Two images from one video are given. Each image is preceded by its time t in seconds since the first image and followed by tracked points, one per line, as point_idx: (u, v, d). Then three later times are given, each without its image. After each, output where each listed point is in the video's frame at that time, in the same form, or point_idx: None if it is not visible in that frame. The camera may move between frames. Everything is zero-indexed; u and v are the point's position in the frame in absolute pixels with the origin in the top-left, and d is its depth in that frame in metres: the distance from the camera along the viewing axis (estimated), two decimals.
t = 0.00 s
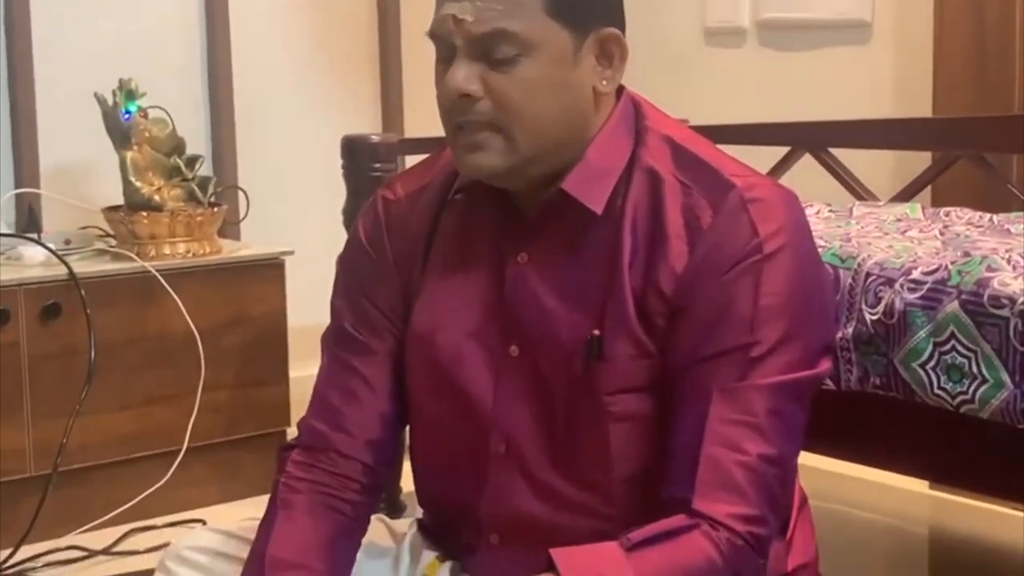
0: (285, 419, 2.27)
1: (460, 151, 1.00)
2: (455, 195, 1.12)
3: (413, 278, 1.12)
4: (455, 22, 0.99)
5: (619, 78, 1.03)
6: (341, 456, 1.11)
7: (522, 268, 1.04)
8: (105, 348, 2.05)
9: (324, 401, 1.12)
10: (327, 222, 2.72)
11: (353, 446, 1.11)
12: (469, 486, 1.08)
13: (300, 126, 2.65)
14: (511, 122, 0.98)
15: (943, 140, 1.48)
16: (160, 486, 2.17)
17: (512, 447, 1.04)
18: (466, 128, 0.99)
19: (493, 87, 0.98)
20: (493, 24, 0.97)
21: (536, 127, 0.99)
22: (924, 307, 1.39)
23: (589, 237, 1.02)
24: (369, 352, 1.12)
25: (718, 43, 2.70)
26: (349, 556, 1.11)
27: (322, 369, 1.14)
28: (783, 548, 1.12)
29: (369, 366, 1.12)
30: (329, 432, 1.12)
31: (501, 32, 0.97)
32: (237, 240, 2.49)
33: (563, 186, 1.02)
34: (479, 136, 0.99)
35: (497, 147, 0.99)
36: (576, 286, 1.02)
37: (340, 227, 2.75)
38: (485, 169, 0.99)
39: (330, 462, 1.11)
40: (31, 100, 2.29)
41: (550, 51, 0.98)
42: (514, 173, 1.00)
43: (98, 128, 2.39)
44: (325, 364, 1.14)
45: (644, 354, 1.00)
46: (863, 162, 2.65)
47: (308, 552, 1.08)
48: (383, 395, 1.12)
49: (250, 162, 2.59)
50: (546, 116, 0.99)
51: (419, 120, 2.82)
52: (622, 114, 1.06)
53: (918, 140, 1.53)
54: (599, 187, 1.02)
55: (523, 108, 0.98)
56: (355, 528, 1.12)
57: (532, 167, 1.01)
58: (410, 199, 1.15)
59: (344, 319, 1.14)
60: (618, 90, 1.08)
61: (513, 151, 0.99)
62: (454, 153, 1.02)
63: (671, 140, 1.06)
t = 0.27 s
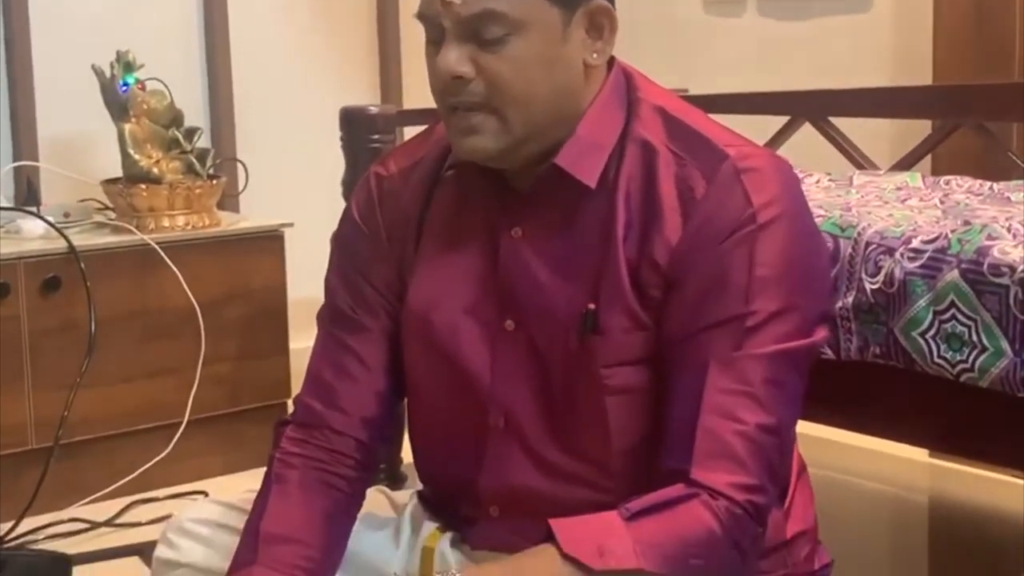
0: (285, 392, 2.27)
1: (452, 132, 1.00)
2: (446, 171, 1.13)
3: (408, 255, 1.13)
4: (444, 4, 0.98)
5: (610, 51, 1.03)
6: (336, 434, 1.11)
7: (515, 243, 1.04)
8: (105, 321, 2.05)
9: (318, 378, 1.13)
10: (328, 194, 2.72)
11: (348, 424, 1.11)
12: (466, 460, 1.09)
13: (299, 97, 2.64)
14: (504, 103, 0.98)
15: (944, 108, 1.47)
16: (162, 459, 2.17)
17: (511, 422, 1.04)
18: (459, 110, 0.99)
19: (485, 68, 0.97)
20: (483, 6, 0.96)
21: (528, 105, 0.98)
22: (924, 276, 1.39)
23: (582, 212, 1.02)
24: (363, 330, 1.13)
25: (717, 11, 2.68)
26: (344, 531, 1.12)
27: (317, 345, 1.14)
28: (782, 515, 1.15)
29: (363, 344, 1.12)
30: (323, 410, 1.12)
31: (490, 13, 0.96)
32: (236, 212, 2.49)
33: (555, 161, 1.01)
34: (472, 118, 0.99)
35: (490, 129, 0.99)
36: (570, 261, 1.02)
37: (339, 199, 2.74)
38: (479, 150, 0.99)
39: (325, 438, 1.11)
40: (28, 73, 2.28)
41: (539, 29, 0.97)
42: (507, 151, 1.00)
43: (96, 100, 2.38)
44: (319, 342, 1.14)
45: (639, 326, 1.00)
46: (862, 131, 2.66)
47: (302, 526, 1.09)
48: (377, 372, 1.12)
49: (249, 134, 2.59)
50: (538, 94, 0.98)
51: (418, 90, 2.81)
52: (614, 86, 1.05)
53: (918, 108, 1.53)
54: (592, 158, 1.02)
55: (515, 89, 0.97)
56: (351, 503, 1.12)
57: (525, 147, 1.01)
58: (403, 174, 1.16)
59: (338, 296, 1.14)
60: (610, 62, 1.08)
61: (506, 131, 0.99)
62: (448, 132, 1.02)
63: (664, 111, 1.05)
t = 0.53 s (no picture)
0: (286, 365, 2.27)
1: (450, 94, 1.00)
2: (447, 143, 1.12)
3: (407, 228, 1.13)
4: None
5: (609, 19, 1.02)
6: (337, 405, 1.12)
7: (514, 214, 1.04)
8: (105, 295, 2.05)
9: (319, 351, 1.13)
10: (328, 170, 2.71)
11: (350, 396, 1.12)
12: (466, 432, 1.09)
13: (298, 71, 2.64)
14: (501, 69, 0.98)
15: (943, 79, 1.47)
16: (164, 432, 2.18)
17: (511, 393, 1.04)
18: (456, 73, 0.99)
19: (482, 33, 0.97)
20: None
21: (526, 72, 0.98)
22: (925, 247, 1.39)
23: (581, 183, 1.02)
24: (364, 302, 1.13)
25: None
26: (346, 502, 1.12)
27: (318, 319, 1.15)
28: (781, 485, 1.15)
29: (364, 317, 1.13)
30: (324, 382, 1.12)
31: None
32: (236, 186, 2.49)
33: (554, 130, 1.01)
34: (468, 81, 0.98)
35: (487, 93, 0.99)
36: (570, 232, 1.02)
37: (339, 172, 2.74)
38: (475, 112, 0.99)
39: (326, 411, 1.12)
40: (27, 47, 2.28)
41: None
42: (503, 117, 1.00)
43: (95, 73, 2.37)
44: (320, 315, 1.14)
45: (639, 297, 1.00)
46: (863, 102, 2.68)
47: (305, 496, 1.09)
48: (378, 345, 1.13)
49: (248, 108, 2.58)
50: (536, 60, 0.98)
51: (418, 63, 2.80)
52: (613, 56, 1.05)
53: (918, 78, 1.52)
54: (592, 128, 1.02)
55: (512, 54, 0.97)
56: (352, 475, 1.13)
57: (521, 112, 1.01)
58: (403, 146, 1.16)
59: (338, 269, 1.15)
60: (609, 33, 1.07)
61: (503, 95, 0.99)
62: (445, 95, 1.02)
63: (663, 82, 1.05)
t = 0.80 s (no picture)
0: (286, 342, 2.27)
1: (459, 68, 1.00)
2: (452, 117, 1.12)
3: (410, 203, 1.13)
4: None
5: None
6: (343, 382, 1.12)
7: (520, 190, 1.04)
8: (105, 273, 2.05)
9: (324, 330, 1.14)
10: (327, 147, 2.71)
11: (354, 372, 1.12)
12: (471, 409, 1.10)
13: (297, 47, 2.63)
14: (511, 41, 0.98)
15: (943, 54, 1.47)
16: (165, 409, 2.18)
17: (516, 368, 1.05)
18: (465, 45, 0.99)
19: (493, 4, 0.97)
20: None
21: (535, 44, 0.98)
22: (925, 223, 1.39)
23: (587, 160, 1.02)
24: (368, 279, 1.14)
25: None
26: (353, 477, 1.12)
27: (324, 297, 1.15)
28: (782, 461, 1.16)
29: (369, 295, 1.13)
30: (329, 360, 1.13)
31: None
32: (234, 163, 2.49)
33: (561, 106, 1.01)
34: (477, 54, 0.99)
35: (496, 66, 0.99)
36: (576, 208, 1.02)
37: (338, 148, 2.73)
38: (484, 86, 0.99)
39: (330, 387, 1.13)
40: (25, 24, 2.27)
41: None
42: (511, 91, 1.00)
43: (93, 50, 2.36)
44: (326, 294, 1.16)
45: (645, 274, 1.00)
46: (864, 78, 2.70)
47: (312, 471, 1.09)
48: (384, 323, 1.14)
49: (246, 84, 2.57)
50: (546, 34, 0.98)
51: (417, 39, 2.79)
52: (620, 33, 1.05)
53: (919, 54, 1.52)
54: (598, 102, 1.01)
55: (523, 26, 0.97)
56: (359, 451, 1.13)
57: (528, 87, 1.01)
58: (408, 121, 1.16)
59: (343, 247, 1.15)
60: (615, 8, 1.07)
61: (513, 69, 0.99)
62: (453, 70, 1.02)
63: (670, 58, 1.05)
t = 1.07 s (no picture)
0: (285, 322, 2.28)
1: (459, 47, 1.00)
2: (452, 96, 1.12)
3: (410, 182, 1.13)
4: None
5: None
6: (341, 360, 1.13)
7: (521, 170, 1.04)
8: (104, 253, 2.05)
9: (323, 308, 1.14)
10: (326, 126, 2.70)
11: (353, 351, 1.13)
12: (471, 389, 1.10)
13: (295, 26, 2.62)
14: (513, 19, 0.97)
15: (943, 32, 1.47)
16: (164, 389, 2.19)
17: (516, 348, 1.05)
18: (466, 23, 0.98)
19: None
20: None
21: (536, 24, 0.98)
22: (924, 201, 1.39)
23: (587, 140, 1.02)
24: (367, 258, 1.14)
25: None
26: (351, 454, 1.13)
27: (324, 277, 1.16)
28: (782, 440, 1.16)
29: (368, 274, 1.14)
30: (329, 339, 1.13)
31: None
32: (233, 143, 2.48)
33: (562, 86, 1.01)
34: (478, 33, 0.98)
35: (497, 45, 0.98)
36: (576, 188, 1.02)
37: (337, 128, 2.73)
38: (484, 65, 0.99)
39: (327, 365, 1.13)
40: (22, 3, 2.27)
41: None
42: (511, 70, 1.00)
43: (91, 30, 2.36)
44: (324, 272, 1.16)
45: (645, 255, 1.00)
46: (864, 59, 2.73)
47: (310, 449, 1.10)
48: (383, 302, 1.14)
49: (245, 64, 2.57)
50: (546, 12, 0.98)
51: (416, 18, 2.78)
52: (620, 13, 1.05)
53: (919, 32, 1.52)
54: (599, 83, 1.01)
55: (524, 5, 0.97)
56: (356, 429, 1.14)
57: (528, 66, 1.01)
58: (409, 100, 1.16)
59: (343, 227, 1.16)
60: None
61: (513, 49, 0.99)
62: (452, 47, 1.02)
63: (671, 37, 1.05)
